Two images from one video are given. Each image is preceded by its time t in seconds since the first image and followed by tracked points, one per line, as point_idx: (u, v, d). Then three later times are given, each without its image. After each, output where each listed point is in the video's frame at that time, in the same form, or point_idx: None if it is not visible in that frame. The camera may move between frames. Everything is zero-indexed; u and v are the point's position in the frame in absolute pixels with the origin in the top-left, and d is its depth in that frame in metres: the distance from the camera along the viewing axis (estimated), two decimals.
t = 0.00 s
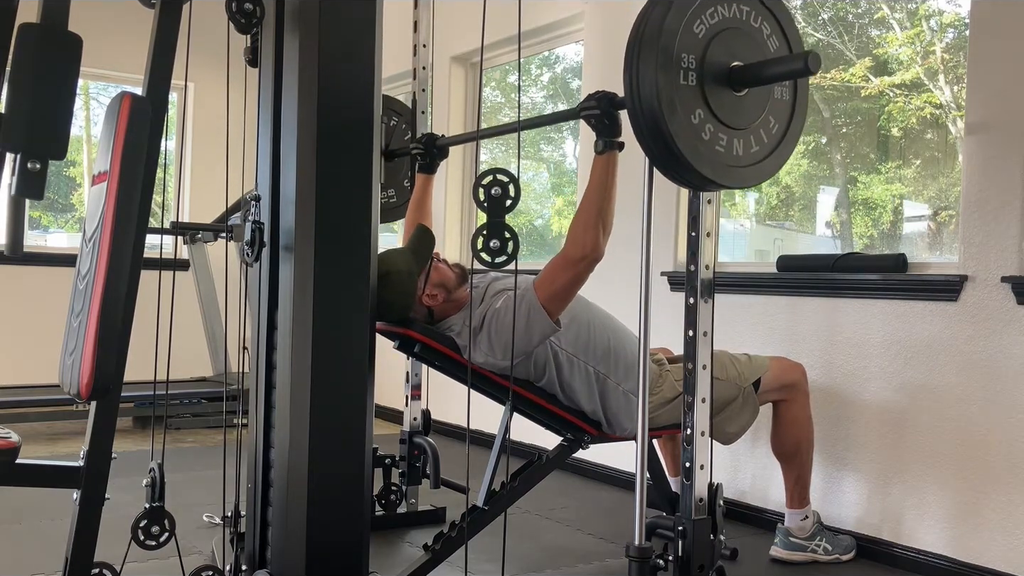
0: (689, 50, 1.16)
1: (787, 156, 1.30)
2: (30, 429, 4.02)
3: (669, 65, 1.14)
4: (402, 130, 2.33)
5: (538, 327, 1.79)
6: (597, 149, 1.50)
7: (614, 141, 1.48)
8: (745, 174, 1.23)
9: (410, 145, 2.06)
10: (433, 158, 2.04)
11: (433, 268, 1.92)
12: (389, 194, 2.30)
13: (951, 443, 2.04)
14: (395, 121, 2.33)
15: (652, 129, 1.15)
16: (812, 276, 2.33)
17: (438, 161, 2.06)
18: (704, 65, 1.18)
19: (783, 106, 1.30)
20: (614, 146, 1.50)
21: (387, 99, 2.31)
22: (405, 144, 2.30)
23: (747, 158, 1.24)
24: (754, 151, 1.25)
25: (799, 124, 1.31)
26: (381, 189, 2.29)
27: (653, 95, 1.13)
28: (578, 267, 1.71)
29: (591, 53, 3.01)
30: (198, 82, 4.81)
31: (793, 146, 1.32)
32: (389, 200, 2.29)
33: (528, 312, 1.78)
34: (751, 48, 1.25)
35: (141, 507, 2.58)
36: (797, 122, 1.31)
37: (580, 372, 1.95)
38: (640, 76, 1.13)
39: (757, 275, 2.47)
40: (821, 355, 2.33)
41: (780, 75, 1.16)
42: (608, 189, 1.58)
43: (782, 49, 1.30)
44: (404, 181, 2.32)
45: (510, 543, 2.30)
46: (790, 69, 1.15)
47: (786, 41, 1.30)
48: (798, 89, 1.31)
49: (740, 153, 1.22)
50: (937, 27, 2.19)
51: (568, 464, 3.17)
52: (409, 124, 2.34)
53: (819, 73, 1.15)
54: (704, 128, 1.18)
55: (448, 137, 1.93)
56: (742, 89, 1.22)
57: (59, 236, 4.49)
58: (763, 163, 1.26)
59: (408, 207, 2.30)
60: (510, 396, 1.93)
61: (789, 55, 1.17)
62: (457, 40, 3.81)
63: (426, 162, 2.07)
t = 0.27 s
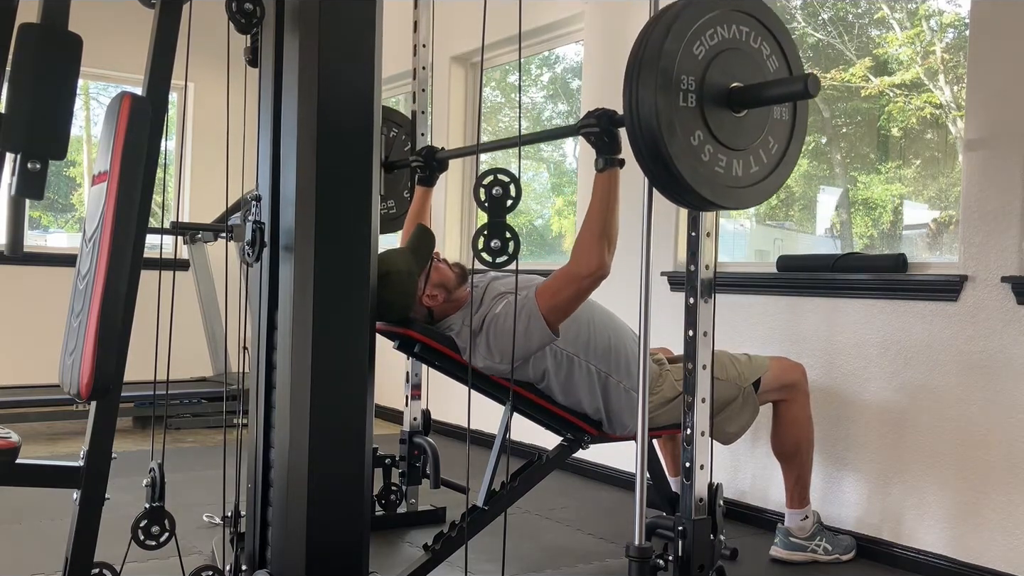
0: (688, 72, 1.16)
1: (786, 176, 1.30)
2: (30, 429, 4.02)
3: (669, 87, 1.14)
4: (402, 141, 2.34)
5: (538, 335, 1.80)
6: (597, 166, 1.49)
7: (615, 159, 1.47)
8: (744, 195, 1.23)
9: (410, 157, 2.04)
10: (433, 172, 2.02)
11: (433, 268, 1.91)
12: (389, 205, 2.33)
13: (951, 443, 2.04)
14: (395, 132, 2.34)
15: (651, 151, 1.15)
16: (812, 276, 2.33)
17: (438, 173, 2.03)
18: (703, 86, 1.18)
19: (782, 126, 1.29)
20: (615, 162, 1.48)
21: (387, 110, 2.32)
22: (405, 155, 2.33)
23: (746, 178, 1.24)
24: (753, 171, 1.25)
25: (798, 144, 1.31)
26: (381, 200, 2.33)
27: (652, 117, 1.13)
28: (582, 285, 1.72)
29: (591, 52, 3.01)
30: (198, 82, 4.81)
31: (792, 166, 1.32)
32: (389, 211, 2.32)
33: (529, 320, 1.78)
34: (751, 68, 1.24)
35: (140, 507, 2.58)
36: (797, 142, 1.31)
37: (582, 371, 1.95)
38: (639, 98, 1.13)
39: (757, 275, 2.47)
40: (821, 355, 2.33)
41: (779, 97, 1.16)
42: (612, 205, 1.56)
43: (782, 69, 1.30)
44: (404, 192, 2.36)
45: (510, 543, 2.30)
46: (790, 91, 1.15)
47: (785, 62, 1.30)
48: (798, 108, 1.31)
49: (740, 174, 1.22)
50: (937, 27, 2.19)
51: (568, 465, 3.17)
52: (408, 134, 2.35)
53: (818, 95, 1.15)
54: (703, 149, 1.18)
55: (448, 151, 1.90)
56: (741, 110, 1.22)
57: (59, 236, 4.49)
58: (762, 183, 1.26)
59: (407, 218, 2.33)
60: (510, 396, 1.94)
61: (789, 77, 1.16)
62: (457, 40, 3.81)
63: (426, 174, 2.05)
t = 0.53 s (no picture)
0: (687, 94, 1.16)
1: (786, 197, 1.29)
2: (30, 429, 4.02)
3: (668, 109, 1.14)
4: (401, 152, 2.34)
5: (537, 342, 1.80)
6: (597, 183, 1.51)
7: (614, 176, 1.49)
8: (743, 217, 1.22)
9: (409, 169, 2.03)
10: (433, 185, 2.01)
11: (433, 268, 1.92)
12: (388, 217, 2.33)
13: (951, 443, 2.04)
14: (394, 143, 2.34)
15: (650, 173, 1.15)
16: (812, 276, 2.33)
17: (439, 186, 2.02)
18: (702, 108, 1.17)
19: (782, 147, 1.29)
20: (615, 180, 1.50)
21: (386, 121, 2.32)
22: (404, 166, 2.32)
23: (746, 199, 1.23)
24: (752, 192, 1.24)
25: (798, 165, 1.30)
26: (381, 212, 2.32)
27: (651, 139, 1.13)
28: (587, 300, 1.72)
29: (591, 53, 3.01)
30: (198, 82, 4.81)
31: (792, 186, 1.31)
32: (389, 222, 2.31)
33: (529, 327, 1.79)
34: (751, 90, 1.24)
35: (140, 507, 2.58)
36: (796, 163, 1.31)
37: (582, 370, 1.95)
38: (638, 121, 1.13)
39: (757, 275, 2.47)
40: (821, 355, 2.33)
41: (778, 119, 1.15)
42: (614, 222, 1.58)
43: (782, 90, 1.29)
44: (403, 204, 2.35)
45: (510, 543, 2.29)
46: (789, 113, 1.14)
47: (786, 83, 1.30)
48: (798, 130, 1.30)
49: (739, 195, 1.22)
50: (937, 27, 2.19)
51: (568, 465, 3.17)
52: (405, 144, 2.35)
53: (818, 118, 1.13)
54: (702, 171, 1.17)
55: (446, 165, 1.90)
56: (740, 132, 1.21)
57: (59, 236, 4.49)
58: (761, 204, 1.26)
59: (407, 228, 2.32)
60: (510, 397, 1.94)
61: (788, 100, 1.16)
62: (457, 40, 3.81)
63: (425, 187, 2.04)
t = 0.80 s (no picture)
0: (686, 117, 1.16)
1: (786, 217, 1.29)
2: (30, 429, 4.02)
3: (667, 132, 1.14)
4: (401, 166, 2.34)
5: (536, 347, 1.80)
6: (598, 202, 1.48)
7: (614, 195, 1.46)
8: (744, 239, 1.22)
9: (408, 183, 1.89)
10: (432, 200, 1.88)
11: (433, 267, 1.92)
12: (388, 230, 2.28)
13: (951, 443, 2.04)
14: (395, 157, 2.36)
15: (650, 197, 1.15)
16: (812, 276, 2.33)
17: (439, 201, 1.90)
18: (702, 130, 1.17)
19: (782, 167, 1.28)
20: (615, 199, 1.47)
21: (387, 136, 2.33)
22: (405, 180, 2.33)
23: (745, 221, 1.23)
24: (753, 214, 1.24)
25: (798, 186, 1.30)
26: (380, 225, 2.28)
27: (651, 162, 1.13)
28: (589, 316, 1.73)
29: (591, 53, 3.01)
30: (198, 82, 4.81)
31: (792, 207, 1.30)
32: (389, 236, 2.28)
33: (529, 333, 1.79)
34: (750, 111, 1.24)
35: (140, 507, 2.58)
36: (797, 183, 1.31)
37: (582, 369, 1.94)
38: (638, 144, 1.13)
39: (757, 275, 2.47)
40: (821, 355, 2.33)
41: (778, 141, 1.15)
42: (614, 238, 1.58)
43: (782, 111, 1.29)
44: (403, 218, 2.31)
45: (510, 543, 2.30)
46: (789, 136, 1.14)
47: (786, 104, 1.29)
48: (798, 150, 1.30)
49: (739, 218, 1.22)
50: (937, 27, 2.19)
51: (568, 465, 3.17)
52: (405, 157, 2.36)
53: (817, 140, 1.14)
54: (702, 193, 1.18)
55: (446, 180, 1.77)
56: (740, 153, 1.21)
57: (59, 236, 4.49)
58: (762, 225, 1.25)
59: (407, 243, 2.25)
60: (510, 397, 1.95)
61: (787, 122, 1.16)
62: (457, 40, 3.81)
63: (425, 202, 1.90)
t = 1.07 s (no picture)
0: (686, 137, 1.16)
1: (785, 236, 1.30)
2: (30, 429, 4.02)
3: (667, 153, 1.14)
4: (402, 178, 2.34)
5: (535, 354, 1.80)
6: (598, 219, 1.47)
7: (614, 212, 1.44)
8: (742, 259, 1.23)
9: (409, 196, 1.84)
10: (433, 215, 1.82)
11: (433, 267, 1.91)
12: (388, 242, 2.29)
13: (951, 443, 2.04)
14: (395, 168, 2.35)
15: (650, 218, 1.15)
16: (812, 276, 2.33)
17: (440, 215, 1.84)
18: (701, 150, 1.17)
19: (781, 186, 1.29)
20: (615, 216, 1.46)
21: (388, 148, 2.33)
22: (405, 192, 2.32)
23: (744, 240, 1.23)
24: (752, 233, 1.24)
25: (797, 205, 1.31)
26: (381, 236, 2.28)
27: (651, 182, 1.13)
28: (589, 332, 1.72)
29: (591, 53, 3.01)
30: (198, 82, 4.81)
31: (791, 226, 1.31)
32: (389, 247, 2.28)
33: (528, 341, 1.79)
34: (750, 130, 1.24)
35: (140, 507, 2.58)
36: (796, 202, 1.31)
37: (582, 368, 1.94)
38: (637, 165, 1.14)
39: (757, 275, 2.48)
40: (821, 355, 2.33)
41: (778, 161, 1.16)
42: (614, 253, 1.58)
43: (781, 130, 1.29)
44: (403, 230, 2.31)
45: (510, 543, 2.29)
46: (788, 157, 1.15)
47: (785, 123, 1.30)
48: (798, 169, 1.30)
49: (738, 238, 1.22)
50: (936, 27, 2.19)
51: (568, 465, 3.17)
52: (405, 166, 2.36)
53: (815, 161, 1.15)
54: (701, 213, 1.18)
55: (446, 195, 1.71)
56: (739, 173, 1.21)
57: (59, 236, 4.49)
58: (761, 245, 1.26)
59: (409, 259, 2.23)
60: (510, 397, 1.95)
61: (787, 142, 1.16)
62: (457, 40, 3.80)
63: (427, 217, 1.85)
